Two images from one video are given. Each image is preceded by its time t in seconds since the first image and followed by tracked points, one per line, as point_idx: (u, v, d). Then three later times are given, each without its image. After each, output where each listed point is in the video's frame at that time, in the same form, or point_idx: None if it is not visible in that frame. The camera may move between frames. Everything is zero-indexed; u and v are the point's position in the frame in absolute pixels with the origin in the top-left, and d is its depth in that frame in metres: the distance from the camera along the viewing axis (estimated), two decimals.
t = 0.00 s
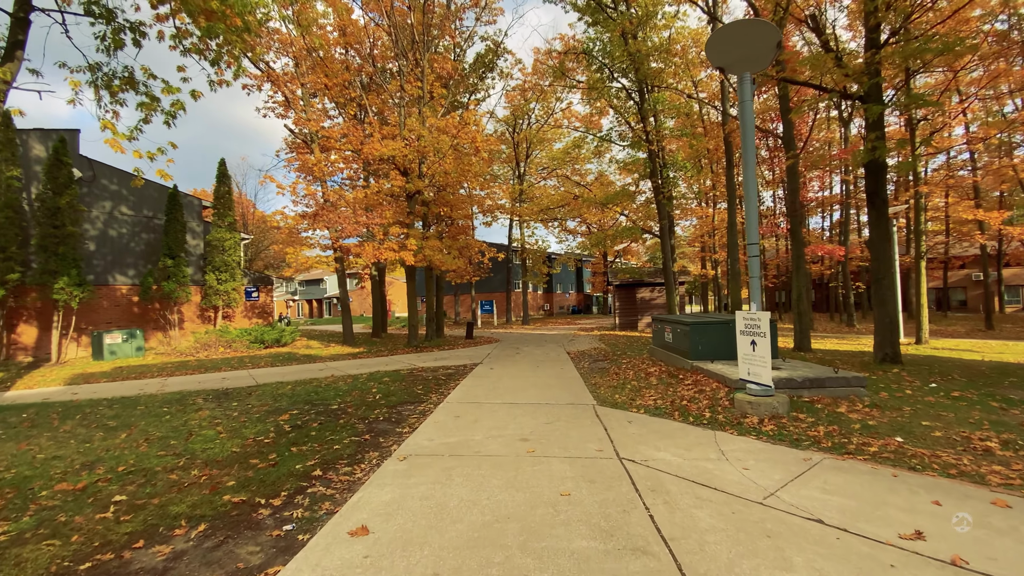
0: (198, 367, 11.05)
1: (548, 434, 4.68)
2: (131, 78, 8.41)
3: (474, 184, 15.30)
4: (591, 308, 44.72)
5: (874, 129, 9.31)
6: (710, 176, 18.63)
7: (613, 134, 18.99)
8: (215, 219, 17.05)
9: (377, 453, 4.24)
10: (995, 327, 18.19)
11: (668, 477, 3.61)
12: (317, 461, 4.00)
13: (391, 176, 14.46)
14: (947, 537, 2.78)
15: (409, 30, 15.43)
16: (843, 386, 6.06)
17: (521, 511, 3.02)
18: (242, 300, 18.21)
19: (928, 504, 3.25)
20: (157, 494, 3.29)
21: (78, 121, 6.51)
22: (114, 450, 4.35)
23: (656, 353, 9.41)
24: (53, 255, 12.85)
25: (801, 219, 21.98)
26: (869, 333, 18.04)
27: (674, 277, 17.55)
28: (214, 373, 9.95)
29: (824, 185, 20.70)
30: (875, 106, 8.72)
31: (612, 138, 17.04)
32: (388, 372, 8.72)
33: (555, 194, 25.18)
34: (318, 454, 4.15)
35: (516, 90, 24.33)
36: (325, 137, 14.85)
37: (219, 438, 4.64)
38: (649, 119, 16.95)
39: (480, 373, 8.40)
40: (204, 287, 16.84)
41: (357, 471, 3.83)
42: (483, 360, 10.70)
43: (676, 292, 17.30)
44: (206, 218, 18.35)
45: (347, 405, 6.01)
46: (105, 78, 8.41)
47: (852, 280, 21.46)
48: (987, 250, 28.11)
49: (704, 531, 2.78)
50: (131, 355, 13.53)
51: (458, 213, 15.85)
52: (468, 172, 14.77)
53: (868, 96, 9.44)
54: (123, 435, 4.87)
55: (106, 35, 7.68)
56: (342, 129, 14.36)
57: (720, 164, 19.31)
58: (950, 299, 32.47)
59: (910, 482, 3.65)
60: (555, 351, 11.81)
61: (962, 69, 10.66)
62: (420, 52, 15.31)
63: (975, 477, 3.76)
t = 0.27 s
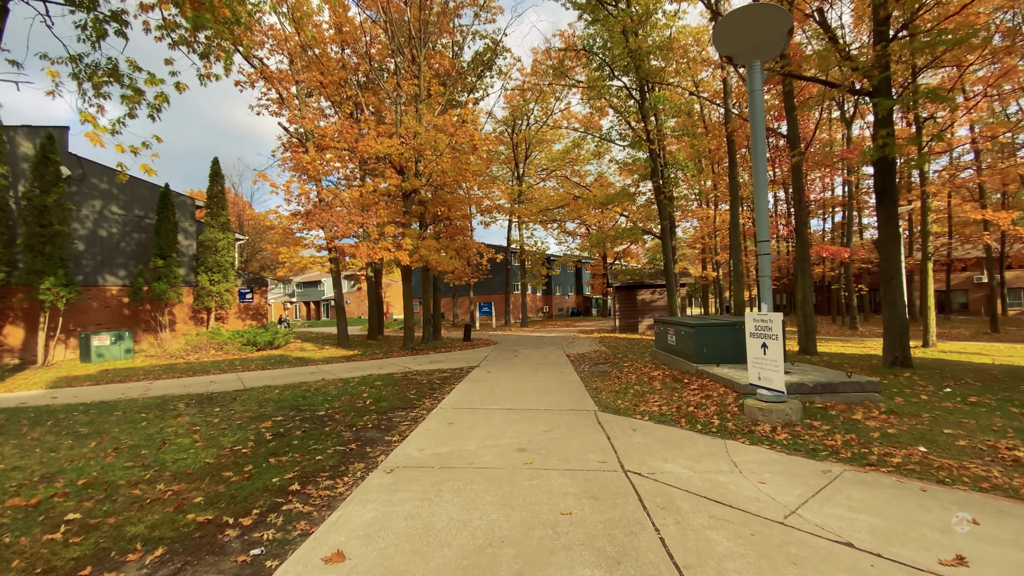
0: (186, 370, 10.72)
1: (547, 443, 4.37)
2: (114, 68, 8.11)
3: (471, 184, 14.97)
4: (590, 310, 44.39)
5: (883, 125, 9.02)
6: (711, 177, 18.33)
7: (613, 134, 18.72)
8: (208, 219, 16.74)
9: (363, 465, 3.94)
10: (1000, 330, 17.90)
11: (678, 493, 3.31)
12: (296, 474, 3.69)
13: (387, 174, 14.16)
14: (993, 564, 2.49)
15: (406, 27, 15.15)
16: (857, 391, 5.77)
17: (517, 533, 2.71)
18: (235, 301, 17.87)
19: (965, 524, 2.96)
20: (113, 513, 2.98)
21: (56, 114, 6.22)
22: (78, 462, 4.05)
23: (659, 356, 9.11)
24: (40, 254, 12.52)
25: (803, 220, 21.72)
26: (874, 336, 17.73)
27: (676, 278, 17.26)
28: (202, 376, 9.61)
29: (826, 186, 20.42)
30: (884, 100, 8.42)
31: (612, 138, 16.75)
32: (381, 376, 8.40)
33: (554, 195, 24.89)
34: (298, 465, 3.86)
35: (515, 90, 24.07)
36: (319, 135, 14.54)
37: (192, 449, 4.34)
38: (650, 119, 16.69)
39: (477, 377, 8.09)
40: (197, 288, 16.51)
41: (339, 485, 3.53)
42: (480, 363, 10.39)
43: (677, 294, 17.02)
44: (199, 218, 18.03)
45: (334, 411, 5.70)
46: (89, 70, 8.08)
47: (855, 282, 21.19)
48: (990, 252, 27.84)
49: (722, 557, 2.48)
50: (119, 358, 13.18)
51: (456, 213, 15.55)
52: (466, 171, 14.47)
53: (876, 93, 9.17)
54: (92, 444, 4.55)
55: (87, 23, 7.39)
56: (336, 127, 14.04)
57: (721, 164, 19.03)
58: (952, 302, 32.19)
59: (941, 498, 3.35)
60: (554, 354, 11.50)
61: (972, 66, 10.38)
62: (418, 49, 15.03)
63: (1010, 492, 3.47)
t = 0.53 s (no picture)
0: (174, 378, 10.40)
1: (547, 461, 4.05)
2: (99, 65, 7.85)
3: (469, 187, 14.67)
4: (590, 314, 44.03)
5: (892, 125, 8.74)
6: (713, 180, 18.06)
7: (613, 136, 18.46)
8: (201, 222, 16.45)
9: (348, 486, 3.64)
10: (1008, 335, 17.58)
11: (693, 520, 2.99)
12: (273, 498, 3.39)
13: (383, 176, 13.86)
14: None
15: (403, 27, 14.90)
16: (874, 402, 5.47)
17: (514, 571, 2.40)
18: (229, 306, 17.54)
19: (1013, 557, 2.65)
20: (61, 547, 2.69)
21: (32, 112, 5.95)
22: (38, 484, 3.75)
23: (663, 363, 8.81)
24: (27, 258, 12.21)
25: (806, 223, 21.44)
26: (880, 341, 17.42)
27: (678, 283, 16.96)
28: (190, 384, 9.30)
29: (830, 189, 20.15)
30: (892, 98, 8.15)
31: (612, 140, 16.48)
32: (375, 384, 8.09)
33: (554, 199, 24.62)
34: (276, 487, 3.56)
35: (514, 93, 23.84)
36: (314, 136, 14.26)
37: (165, 468, 4.04)
38: (651, 121, 16.44)
39: (474, 385, 7.79)
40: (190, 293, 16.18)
41: (319, 510, 3.22)
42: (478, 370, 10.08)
43: (679, 299, 16.74)
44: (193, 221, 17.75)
45: (322, 424, 5.39)
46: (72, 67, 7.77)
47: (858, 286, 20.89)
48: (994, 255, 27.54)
49: None
50: (108, 364, 12.85)
51: (453, 216, 15.24)
52: (463, 172, 14.15)
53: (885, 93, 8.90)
54: (57, 463, 4.26)
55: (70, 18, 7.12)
56: (331, 129, 13.76)
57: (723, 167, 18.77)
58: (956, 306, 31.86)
59: (982, 525, 3.04)
60: (554, 360, 11.19)
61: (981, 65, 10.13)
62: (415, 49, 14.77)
63: None
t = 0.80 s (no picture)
0: (162, 384, 10.06)
1: (549, 478, 3.73)
2: (86, 61, 7.58)
3: (469, 189, 14.40)
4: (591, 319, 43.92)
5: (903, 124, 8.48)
6: (716, 182, 17.78)
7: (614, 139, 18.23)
8: (196, 225, 16.16)
9: (332, 506, 3.33)
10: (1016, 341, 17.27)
11: (714, 548, 2.68)
12: (248, 519, 3.09)
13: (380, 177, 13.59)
14: None
15: (401, 29, 14.71)
16: (893, 411, 5.19)
17: None
18: (223, 310, 17.21)
19: None
20: None
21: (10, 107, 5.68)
22: None
23: (668, 370, 8.52)
24: (16, 261, 11.87)
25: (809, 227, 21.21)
26: (886, 346, 17.09)
27: (681, 287, 16.66)
28: (178, 391, 8.97)
29: (833, 192, 19.92)
30: (903, 95, 7.90)
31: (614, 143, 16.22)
32: (369, 391, 7.78)
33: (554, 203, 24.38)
34: (254, 508, 3.24)
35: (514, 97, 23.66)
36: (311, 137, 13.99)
37: (136, 485, 3.73)
38: (654, 123, 16.18)
39: (472, 393, 7.46)
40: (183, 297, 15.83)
41: (299, 534, 2.91)
42: (477, 376, 9.75)
43: (682, 303, 16.42)
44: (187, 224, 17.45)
45: (309, 435, 5.08)
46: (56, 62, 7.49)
47: (863, 290, 20.61)
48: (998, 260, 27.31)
49: None
50: (97, 370, 12.51)
51: (452, 219, 14.96)
52: (462, 174, 13.87)
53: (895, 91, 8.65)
54: (22, 478, 3.96)
55: (54, 11, 6.85)
56: (328, 130, 13.50)
57: (726, 170, 18.52)
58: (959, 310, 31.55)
59: None
60: (555, 366, 10.87)
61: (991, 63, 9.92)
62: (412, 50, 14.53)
63: None
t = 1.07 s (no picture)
0: (151, 393, 9.73)
1: (553, 502, 3.43)
2: (73, 61, 7.31)
3: (467, 193, 14.16)
4: (591, 325, 43.61)
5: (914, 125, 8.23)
6: (718, 187, 17.53)
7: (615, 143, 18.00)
8: (190, 230, 15.88)
9: (314, 535, 3.02)
10: None
11: None
12: (219, 553, 2.77)
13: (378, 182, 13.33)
14: None
15: (399, 32, 14.52)
16: (915, 425, 4.91)
17: None
18: (218, 317, 16.89)
19: None
20: None
21: None
22: None
23: (674, 379, 8.22)
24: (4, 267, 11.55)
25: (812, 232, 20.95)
26: (893, 353, 16.79)
27: (684, 293, 16.37)
28: (166, 401, 8.65)
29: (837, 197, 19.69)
30: (914, 95, 7.65)
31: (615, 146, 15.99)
32: (363, 402, 7.47)
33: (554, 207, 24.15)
34: (226, 539, 2.93)
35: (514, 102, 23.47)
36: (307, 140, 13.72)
37: (101, 511, 3.41)
38: (655, 127, 15.95)
39: (470, 404, 7.15)
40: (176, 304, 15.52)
41: (274, 571, 2.60)
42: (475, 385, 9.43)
43: (685, 309, 16.12)
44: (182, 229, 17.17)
45: (297, 451, 4.77)
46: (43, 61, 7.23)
47: (867, 296, 20.33)
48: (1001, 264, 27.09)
49: None
50: (86, 379, 12.18)
51: (451, 223, 14.70)
52: (461, 177, 13.61)
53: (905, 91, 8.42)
54: None
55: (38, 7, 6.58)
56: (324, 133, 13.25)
57: (728, 174, 18.28)
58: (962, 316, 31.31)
59: None
60: (556, 375, 10.57)
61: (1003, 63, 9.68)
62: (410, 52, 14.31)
63: None
